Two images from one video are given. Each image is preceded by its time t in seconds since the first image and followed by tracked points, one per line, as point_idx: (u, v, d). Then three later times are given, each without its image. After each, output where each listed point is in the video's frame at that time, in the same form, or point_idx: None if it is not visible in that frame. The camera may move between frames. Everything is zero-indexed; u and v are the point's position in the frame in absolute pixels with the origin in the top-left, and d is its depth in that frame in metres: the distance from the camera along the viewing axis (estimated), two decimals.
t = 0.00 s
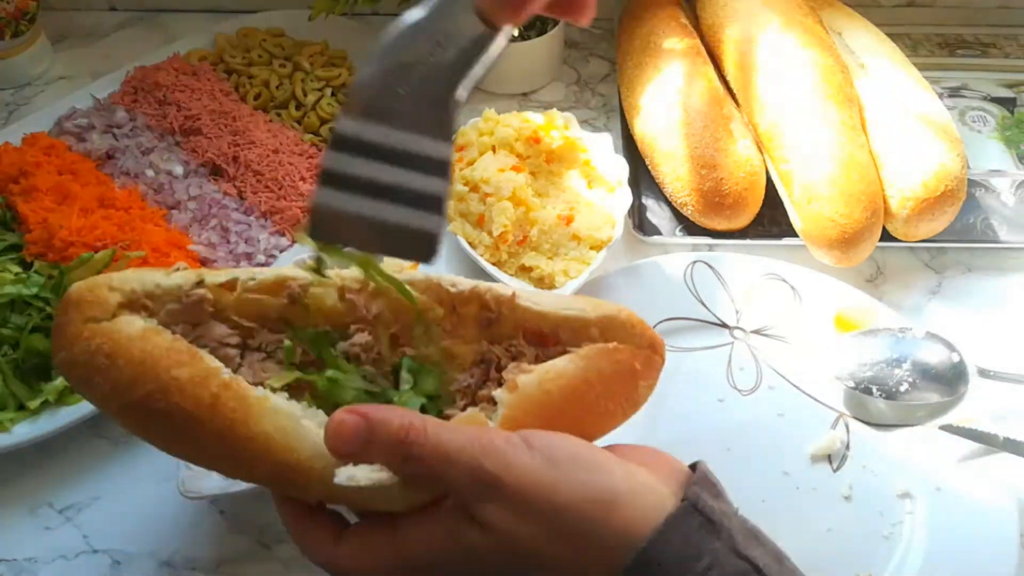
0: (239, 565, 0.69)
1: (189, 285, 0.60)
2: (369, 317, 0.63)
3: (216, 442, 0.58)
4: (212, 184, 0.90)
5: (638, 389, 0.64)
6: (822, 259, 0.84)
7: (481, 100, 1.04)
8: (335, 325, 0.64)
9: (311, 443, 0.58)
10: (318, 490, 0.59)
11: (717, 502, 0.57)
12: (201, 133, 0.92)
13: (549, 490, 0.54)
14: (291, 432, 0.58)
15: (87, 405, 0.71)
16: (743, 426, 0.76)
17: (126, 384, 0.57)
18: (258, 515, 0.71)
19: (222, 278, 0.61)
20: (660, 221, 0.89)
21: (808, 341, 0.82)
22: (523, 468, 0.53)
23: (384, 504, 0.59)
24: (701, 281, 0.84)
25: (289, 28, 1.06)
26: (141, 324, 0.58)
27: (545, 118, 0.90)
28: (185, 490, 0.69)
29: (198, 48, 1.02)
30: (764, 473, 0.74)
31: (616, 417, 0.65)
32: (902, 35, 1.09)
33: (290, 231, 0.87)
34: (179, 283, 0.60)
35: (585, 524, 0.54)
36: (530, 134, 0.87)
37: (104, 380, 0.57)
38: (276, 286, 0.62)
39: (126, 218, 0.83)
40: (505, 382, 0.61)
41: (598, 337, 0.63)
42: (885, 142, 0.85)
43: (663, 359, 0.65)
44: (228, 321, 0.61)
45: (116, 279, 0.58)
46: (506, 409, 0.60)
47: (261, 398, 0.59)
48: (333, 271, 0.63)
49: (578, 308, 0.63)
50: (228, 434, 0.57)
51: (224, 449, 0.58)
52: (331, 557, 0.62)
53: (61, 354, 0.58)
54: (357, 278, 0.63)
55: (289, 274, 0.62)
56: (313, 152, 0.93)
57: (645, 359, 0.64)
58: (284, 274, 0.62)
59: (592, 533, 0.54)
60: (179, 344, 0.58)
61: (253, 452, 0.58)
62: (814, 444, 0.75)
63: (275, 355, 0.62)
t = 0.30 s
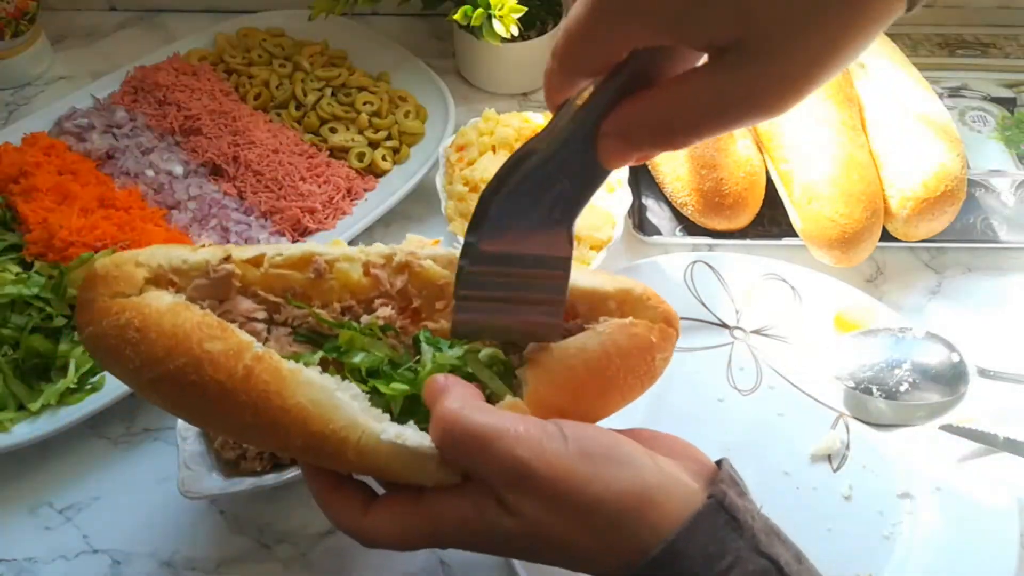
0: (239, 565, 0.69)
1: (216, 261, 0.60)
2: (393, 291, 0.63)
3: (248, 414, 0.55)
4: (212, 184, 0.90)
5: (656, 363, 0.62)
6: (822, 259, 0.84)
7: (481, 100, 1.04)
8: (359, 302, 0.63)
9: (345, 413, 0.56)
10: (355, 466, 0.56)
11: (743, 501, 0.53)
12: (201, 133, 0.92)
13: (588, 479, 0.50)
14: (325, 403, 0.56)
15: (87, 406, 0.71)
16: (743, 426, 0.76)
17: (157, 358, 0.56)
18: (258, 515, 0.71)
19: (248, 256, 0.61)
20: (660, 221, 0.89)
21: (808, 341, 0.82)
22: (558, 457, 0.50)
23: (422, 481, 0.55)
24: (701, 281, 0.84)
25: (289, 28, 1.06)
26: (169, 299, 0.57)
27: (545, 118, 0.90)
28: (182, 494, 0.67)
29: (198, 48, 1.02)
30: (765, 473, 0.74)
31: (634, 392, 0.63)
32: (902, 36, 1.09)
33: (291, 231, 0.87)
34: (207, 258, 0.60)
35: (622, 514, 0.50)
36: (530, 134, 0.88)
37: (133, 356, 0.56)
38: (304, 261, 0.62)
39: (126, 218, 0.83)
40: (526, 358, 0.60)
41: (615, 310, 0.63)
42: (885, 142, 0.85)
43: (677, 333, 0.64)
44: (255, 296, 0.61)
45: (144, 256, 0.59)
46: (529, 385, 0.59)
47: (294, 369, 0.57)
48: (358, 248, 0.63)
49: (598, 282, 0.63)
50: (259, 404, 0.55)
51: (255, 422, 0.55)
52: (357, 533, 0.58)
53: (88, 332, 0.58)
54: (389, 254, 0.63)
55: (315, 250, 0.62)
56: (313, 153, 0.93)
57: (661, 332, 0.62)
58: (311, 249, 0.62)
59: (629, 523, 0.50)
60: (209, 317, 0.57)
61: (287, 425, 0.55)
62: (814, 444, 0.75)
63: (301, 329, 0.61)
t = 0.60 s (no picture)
0: (239, 565, 0.69)
1: (234, 228, 0.62)
2: (408, 279, 0.65)
3: (263, 368, 0.57)
4: (212, 184, 0.90)
5: (663, 369, 0.62)
6: (822, 259, 0.85)
7: (481, 101, 1.04)
8: (373, 286, 0.65)
9: (366, 371, 0.58)
10: (372, 425, 0.57)
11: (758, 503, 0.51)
12: (201, 133, 0.92)
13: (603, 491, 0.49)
14: (344, 362, 0.58)
15: (87, 406, 0.71)
16: (742, 426, 0.76)
17: (169, 310, 0.57)
18: (258, 515, 0.72)
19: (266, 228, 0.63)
20: (660, 221, 0.89)
21: (808, 341, 0.82)
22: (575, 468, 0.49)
23: (437, 443, 0.57)
24: (701, 281, 0.84)
25: (288, 29, 1.06)
26: (183, 258, 0.59)
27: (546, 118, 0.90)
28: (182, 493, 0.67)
29: (198, 48, 1.02)
30: (764, 472, 0.74)
31: (641, 401, 0.63)
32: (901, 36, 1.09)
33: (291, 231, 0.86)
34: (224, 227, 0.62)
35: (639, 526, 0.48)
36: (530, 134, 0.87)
37: (144, 310, 0.57)
38: (321, 239, 0.64)
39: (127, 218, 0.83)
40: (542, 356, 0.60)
41: (624, 317, 0.64)
42: (885, 142, 0.85)
43: (687, 343, 0.64)
44: (269, 268, 0.63)
45: (159, 220, 0.61)
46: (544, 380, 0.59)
47: (314, 329, 0.58)
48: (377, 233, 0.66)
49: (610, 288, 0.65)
50: (276, 357, 0.57)
51: (270, 374, 0.57)
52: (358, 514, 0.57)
53: (97, 287, 0.59)
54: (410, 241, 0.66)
55: (334, 229, 0.64)
56: (313, 152, 0.93)
57: (670, 338, 0.63)
58: (331, 228, 0.64)
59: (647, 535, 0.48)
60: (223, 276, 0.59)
61: (305, 381, 0.56)
62: (814, 444, 0.75)
63: (314, 305, 0.63)
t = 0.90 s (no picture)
0: (239, 565, 0.69)
1: (297, 273, 0.59)
2: (470, 309, 0.61)
3: (322, 426, 0.58)
4: (211, 184, 0.90)
5: (747, 403, 0.61)
6: (822, 259, 0.84)
7: (481, 101, 1.04)
8: (436, 317, 0.62)
9: (424, 434, 0.57)
10: (435, 486, 0.57)
11: None
12: (201, 132, 0.92)
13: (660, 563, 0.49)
14: (395, 424, 0.57)
15: (87, 406, 0.71)
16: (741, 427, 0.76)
17: (247, 371, 0.59)
18: (258, 515, 0.71)
19: (328, 269, 0.60)
20: (660, 221, 0.89)
21: (809, 341, 0.82)
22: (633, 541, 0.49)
23: (496, 504, 0.57)
24: (701, 281, 0.84)
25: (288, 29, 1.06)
26: (256, 311, 0.59)
27: (545, 118, 0.89)
28: (182, 493, 0.67)
29: (198, 48, 1.02)
30: (764, 472, 0.74)
31: (716, 434, 0.62)
32: (901, 36, 1.09)
33: (291, 231, 0.87)
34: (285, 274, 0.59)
35: None
36: (530, 134, 0.87)
37: (223, 366, 0.59)
38: (380, 278, 0.60)
39: (126, 218, 0.83)
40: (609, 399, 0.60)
41: (704, 342, 0.60)
42: (885, 142, 0.85)
43: (772, 366, 0.62)
44: (337, 309, 0.60)
45: (232, 266, 0.60)
46: (609, 425, 0.58)
47: (372, 388, 0.58)
48: (434, 261, 0.61)
49: (678, 308, 0.60)
50: (341, 422, 0.58)
51: (336, 438, 0.58)
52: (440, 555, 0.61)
53: (186, 340, 0.60)
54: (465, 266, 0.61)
55: (390, 266, 0.60)
56: (313, 152, 0.93)
57: (753, 368, 0.60)
58: (388, 266, 0.60)
59: None
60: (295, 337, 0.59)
61: (366, 444, 0.57)
62: (814, 444, 0.75)
63: (382, 343, 0.61)
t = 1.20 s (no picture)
0: (239, 565, 0.69)
1: (464, 314, 0.58)
2: (629, 370, 0.59)
3: (479, 478, 0.56)
4: (212, 184, 0.90)
5: (911, 504, 0.56)
6: (822, 259, 0.85)
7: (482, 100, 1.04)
8: (592, 372, 0.59)
9: (576, 498, 0.55)
10: (580, 548, 0.56)
11: None
12: (201, 133, 0.92)
13: None
14: (551, 482, 0.55)
15: (88, 407, 0.71)
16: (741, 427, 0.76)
17: (406, 409, 0.57)
18: (258, 515, 0.71)
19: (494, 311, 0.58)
20: (660, 221, 0.89)
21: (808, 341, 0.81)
22: None
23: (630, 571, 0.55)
24: (701, 281, 0.84)
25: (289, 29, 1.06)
26: (421, 348, 0.57)
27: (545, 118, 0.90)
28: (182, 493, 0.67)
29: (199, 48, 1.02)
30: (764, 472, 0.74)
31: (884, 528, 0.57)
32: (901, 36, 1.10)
33: (291, 231, 0.87)
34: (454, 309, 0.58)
35: None
36: (530, 134, 0.87)
37: (385, 402, 0.58)
38: (544, 326, 0.58)
39: (126, 218, 0.83)
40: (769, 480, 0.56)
41: (872, 434, 0.57)
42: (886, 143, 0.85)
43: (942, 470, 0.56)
44: (496, 353, 0.59)
45: (424, 300, 0.58)
46: (766, 509, 0.55)
47: (530, 441, 0.57)
48: (597, 315, 0.59)
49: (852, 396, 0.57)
50: (495, 474, 0.55)
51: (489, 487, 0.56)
52: None
53: (347, 369, 0.59)
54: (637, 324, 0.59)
55: (556, 316, 0.58)
56: (313, 153, 0.93)
57: (922, 468, 0.55)
58: (554, 315, 0.58)
59: None
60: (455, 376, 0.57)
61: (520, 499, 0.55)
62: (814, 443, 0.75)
63: (536, 391, 0.59)
